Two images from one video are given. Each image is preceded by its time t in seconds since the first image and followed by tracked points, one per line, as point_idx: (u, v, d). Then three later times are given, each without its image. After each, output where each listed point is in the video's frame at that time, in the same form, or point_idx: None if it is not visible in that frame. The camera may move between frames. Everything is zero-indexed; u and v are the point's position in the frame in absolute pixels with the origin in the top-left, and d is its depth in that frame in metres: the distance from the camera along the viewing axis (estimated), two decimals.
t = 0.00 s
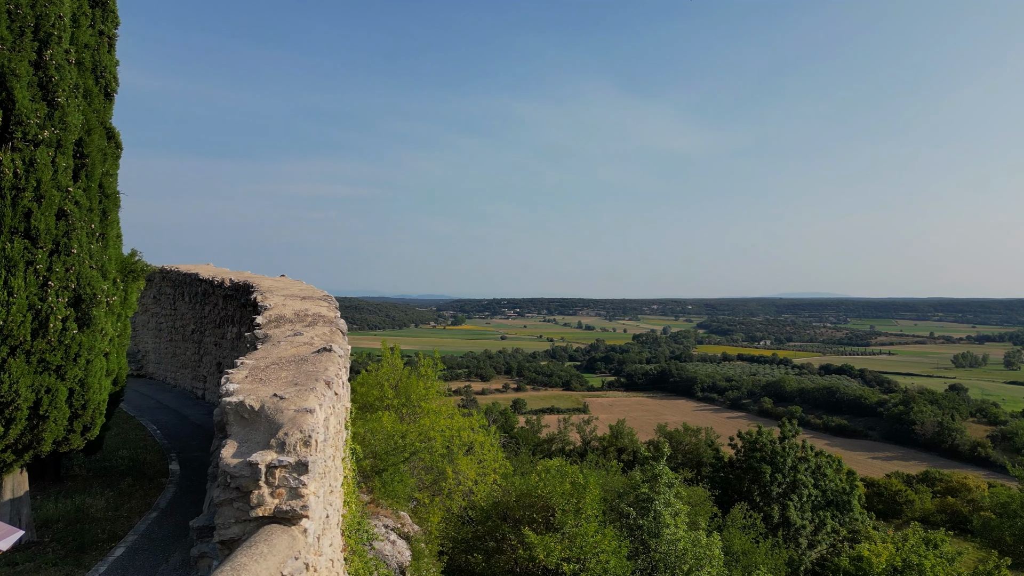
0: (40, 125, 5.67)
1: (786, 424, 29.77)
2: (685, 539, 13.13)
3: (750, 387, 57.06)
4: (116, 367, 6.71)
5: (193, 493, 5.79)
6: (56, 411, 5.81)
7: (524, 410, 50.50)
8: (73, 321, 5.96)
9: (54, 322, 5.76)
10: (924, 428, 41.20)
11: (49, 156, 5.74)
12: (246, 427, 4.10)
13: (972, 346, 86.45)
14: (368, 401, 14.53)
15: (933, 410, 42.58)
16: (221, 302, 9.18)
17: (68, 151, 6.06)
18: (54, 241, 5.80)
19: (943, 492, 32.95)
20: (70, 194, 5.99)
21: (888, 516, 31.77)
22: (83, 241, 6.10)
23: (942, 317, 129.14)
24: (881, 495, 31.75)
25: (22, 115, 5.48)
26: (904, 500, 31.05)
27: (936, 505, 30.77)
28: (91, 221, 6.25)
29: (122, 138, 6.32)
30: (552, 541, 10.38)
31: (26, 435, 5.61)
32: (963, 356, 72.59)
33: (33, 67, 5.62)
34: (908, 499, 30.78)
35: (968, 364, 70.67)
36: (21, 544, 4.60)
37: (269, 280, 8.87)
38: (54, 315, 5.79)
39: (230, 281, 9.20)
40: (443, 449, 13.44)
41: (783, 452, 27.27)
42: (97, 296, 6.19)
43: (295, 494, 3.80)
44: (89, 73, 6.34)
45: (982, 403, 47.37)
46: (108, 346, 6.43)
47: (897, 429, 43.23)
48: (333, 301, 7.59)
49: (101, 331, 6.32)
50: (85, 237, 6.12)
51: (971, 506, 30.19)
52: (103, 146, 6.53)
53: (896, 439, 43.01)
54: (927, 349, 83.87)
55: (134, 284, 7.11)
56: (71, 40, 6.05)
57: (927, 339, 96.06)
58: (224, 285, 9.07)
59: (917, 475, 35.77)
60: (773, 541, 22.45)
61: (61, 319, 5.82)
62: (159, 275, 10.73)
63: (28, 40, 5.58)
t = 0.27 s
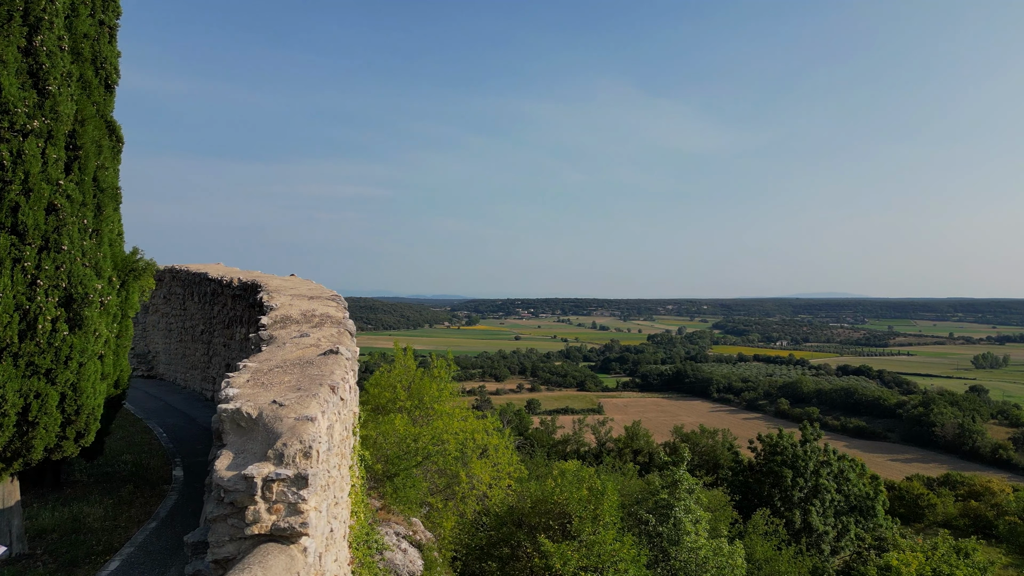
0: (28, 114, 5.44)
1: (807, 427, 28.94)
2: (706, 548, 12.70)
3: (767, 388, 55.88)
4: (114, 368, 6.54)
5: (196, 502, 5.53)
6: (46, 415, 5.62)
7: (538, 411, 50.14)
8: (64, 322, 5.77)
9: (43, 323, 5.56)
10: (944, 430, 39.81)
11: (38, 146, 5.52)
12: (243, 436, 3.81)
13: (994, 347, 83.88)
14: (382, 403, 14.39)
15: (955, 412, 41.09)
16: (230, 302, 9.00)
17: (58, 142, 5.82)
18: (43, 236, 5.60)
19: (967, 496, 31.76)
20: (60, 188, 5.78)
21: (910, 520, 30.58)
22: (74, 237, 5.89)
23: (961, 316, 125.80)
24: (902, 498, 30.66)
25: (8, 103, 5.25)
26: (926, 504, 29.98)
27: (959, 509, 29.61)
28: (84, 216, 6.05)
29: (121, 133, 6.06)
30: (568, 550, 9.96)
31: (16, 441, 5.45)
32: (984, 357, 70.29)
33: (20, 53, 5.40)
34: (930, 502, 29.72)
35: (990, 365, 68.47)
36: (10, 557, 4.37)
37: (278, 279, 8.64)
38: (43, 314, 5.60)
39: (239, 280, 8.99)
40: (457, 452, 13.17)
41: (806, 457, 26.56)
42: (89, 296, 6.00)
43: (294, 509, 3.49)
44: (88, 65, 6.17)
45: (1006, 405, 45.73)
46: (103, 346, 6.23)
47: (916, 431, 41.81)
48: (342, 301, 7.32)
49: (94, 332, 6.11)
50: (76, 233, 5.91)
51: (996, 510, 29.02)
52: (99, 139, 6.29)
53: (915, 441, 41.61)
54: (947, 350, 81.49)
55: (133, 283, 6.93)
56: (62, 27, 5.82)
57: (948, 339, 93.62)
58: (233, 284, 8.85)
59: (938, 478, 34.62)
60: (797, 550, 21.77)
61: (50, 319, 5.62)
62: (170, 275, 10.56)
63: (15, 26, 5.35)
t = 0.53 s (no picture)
0: (15, 100, 5.01)
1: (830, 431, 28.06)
2: (728, 557, 12.30)
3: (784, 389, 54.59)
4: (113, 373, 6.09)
5: (199, 510, 5.27)
6: (36, 422, 5.20)
7: (553, 412, 49.67)
8: (55, 324, 5.31)
9: (31, 324, 5.09)
10: (966, 431, 38.49)
11: (26, 136, 5.09)
12: (241, 445, 3.52)
13: (1020, 348, 81.33)
14: (396, 405, 14.21)
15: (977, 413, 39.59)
16: (240, 301, 8.80)
17: (51, 131, 5.38)
18: (33, 232, 5.16)
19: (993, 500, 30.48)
20: (52, 180, 5.34)
21: (933, 524, 29.88)
22: (67, 233, 5.42)
23: (981, 316, 122.44)
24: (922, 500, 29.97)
25: None
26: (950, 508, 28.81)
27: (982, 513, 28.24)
28: (78, 211, 5.57)
29: (121, 125, 5.86)
30: (586, 558, 9.55)
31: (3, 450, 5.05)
32: (1005, 358, 68.08)
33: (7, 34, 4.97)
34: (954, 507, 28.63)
35: (1012, 365, 66.28)
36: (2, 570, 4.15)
37: (288, 279, 8.42)
38: (33, 315, 5.14)
39: (249, 279, 8.80)
40: (471, 455, 12.87)
41: (829, 461, 25.78)
42: (82, 296, 5.49)
43: (292, 529, 3.20)
44: (91, 55, 5.93)
45: None
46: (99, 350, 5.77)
47: (936, 433, 40.40)
48: (351, 301, 7.06)
49: (89, 333, 5.63)
50: (69, 228, 5.45)
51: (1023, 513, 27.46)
52: (96, 131, 5.96)
53: (935, 442, 40.28)
54: (967, 350, 79.22)
55: (134, 280, 6.45)
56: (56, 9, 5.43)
57: (968, 339, 91.07)
58: (242, 284, 8.66)
59: (961, 480, 33.34)
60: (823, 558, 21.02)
61: (40, 320, 5.17)
62: (182, 274, 10.45)
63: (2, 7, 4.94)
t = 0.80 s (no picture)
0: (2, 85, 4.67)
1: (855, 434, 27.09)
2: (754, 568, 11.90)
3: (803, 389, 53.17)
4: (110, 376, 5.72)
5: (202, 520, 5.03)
6: (24, 431, 4.76)
7: (568, 412, 49.18)
8: (44, 324, 4.90)
9: (17, 326, 4.69)
10: (989, 434, 37.01)
11: (14, 124, 4.72)
12: (237, 458, 3.24)
13: None
14: (410, 407, 14.02)
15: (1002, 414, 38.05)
16: (250, 301, 8.62)
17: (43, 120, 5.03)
18: (19, 226, 4.77)
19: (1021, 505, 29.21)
20: (42, 172, 4.97)
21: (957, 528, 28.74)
22: (57, 228, 5.04)
23: (1004, 314, 118.88)
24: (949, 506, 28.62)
25: None
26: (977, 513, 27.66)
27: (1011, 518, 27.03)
28: (70, 205, 5.26)
29: (123, 118, 5.60)
30: (604, 565, 9.25)
31: None
32: None
33: None
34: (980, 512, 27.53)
35: None
36: None
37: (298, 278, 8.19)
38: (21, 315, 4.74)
39: (259, 279, 8.61)
40: (487, 459, 12.65)
41: (854, 465, 24.95)
42: (75, 295, 5.09)
43: (290, 552, 2.90)
44: (91, 46, 5.76)
45: None
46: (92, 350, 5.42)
47: (958, 435, 38.90)
48: (362, 301, 6.79)
49: (83, 335, 5.21)
50: (59, 223, 5.06)
51: None
52: (93, 123, 5.71)
53: (958, 445, 38.80)
54: (991, 351, 76.77)
55: (133, 279, 6.12)
56: None
57: (990, 339, 88.43)
58: (251, 283, 8.48)
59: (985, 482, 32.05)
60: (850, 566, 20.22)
61: (27, 321, 4.76)
62: (193, 274, 10.34)
63: None
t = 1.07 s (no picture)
0: None
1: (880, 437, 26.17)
2: None
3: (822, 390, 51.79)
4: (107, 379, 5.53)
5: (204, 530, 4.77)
6: (12, 438, 4.56)
7: (584, 412, 48.69)
8: (32, 327, 4.70)
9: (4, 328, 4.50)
10: (1014, 435, 35.59)
11: None
12: (231, 473, 2.95)
13: None
14: (424, 408, 13.76)
15: None
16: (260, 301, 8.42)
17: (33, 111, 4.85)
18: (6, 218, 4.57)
19: None
20: (31, 163, 4.77)
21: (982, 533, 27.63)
22: (45, 221, 4.83)
23: None
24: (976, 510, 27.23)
25: None
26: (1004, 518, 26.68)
27: None
28: (61, 198, 5.03)
29: (124, 111, 5.44)
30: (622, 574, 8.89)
31: None
32: None
33: None
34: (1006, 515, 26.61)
35: None
36: None
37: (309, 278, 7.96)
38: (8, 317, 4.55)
39: (269, 279, 8.41)
40: (502, 463, 12.45)
41: (879, 470, 24.19)
42: (64, 295, 4.91)
43: None
44: (90, 35, 5.53)
45: None
46: (85, 352, 5.22)
47: (981, 437, 37.51)
48: (372, 300, 6.51)
49: (73, 338, 5.01)
50: (47, 216, 4.86)
51: None
52: (88, 114, 5.49)
53: (981, 447, 37.42)
54: (1018, 351, 74.40)
55: (136, 278, 5.88)
56: None
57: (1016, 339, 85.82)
58: (262, 283, 8.28)
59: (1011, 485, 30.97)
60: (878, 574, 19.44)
61: (14, 324, 4.57)
62: (205, 273, 10.20)
63: None
